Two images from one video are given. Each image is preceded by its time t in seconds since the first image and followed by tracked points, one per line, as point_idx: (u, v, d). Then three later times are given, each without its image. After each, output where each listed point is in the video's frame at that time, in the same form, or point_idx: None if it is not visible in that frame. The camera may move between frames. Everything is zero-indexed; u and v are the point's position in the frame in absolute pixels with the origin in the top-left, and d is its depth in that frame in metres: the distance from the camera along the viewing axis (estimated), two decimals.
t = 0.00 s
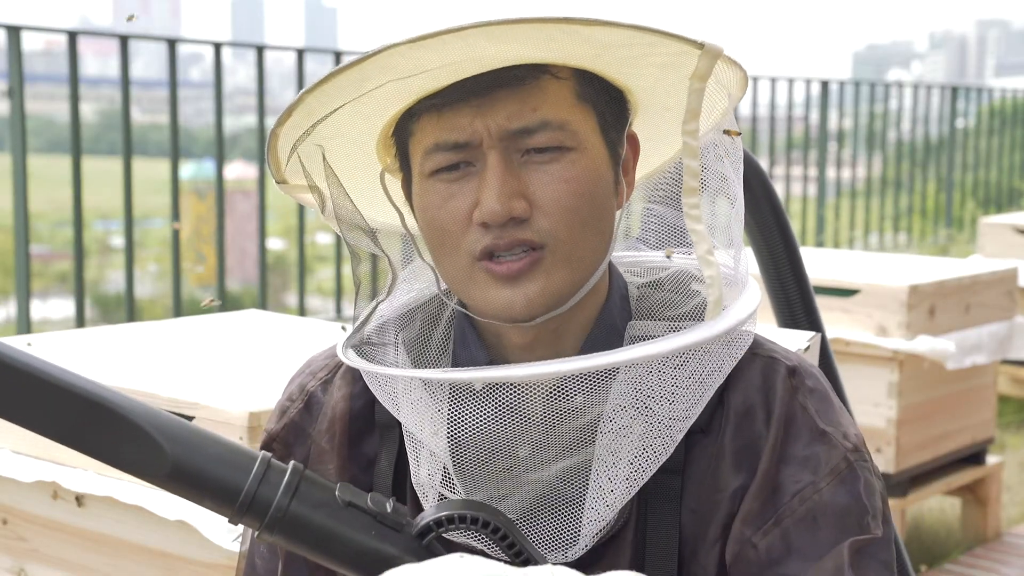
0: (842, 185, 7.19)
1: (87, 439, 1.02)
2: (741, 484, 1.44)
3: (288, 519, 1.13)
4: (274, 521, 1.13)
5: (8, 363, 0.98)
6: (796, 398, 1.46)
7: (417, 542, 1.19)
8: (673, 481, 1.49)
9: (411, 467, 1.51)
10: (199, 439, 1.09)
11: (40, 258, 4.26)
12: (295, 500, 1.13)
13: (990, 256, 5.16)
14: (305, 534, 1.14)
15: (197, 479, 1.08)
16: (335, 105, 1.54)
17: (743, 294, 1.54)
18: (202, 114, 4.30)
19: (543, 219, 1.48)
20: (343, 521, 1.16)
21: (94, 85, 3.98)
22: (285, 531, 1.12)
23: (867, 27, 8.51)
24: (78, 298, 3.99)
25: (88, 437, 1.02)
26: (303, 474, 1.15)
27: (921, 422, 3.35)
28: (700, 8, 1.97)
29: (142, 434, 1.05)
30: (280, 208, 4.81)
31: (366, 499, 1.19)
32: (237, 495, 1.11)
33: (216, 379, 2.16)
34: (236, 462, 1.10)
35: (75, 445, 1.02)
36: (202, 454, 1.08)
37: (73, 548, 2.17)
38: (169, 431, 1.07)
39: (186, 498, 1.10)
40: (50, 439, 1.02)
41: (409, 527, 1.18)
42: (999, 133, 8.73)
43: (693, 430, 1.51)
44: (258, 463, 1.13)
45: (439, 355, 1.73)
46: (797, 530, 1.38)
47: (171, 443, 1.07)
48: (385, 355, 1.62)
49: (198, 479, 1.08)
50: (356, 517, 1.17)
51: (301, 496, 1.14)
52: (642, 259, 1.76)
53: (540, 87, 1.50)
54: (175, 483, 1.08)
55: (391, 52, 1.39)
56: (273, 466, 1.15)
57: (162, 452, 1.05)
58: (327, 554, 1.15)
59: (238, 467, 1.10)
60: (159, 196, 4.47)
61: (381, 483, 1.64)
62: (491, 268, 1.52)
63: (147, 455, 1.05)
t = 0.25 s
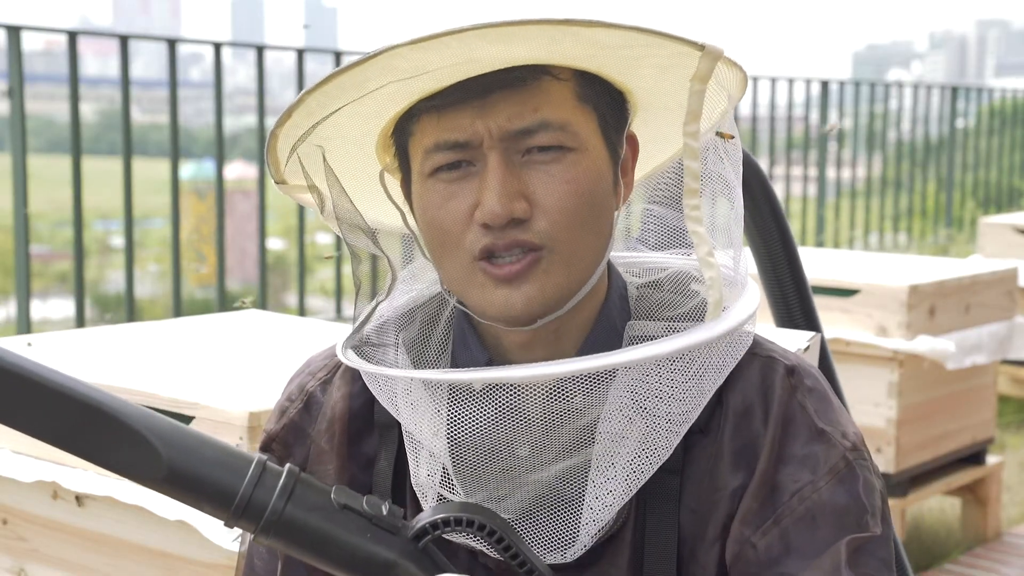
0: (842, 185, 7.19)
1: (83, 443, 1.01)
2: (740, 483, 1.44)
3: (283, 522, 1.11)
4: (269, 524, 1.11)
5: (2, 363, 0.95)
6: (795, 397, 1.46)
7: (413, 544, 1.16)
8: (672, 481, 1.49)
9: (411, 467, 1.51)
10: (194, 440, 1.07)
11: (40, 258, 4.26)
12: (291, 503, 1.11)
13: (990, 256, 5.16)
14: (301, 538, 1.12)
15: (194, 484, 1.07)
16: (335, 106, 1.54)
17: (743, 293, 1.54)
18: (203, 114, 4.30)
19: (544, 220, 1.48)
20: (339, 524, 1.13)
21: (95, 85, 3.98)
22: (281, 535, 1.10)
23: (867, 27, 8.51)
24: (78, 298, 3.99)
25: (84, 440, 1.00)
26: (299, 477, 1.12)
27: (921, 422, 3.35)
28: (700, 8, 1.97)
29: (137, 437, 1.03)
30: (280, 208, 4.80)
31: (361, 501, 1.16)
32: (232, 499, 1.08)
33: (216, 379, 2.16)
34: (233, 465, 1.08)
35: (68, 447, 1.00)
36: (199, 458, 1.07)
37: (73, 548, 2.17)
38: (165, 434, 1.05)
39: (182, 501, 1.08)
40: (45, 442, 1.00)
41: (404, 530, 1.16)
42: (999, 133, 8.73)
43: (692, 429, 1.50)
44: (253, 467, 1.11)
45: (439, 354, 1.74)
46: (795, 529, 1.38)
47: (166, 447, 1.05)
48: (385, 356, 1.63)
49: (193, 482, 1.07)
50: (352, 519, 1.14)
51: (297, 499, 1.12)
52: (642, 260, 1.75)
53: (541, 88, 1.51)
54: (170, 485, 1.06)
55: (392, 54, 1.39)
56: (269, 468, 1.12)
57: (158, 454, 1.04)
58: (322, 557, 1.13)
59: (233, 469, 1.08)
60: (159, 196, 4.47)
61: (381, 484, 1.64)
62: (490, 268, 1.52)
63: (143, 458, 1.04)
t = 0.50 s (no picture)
0: (842, 185, 7.19)
1: (85, 442, 0.98)
2: (740, 483, 1.44)
3: (287, 520, 1.09)
4: (272, 523, 1.08)
5: None
6: (795, 397, 1.46)
7: (416, 543, 1.15)
8: (672, 481, 1.49)
9: (412, 467, 1.51)
10: (197, 439, 1.04)
11: (40, 258, 4.25)
12: (294, 502, 1.09)
13: (990, 256, 5.16)
14: (305, 537, 1.10)
15: (195, 482, 1.04)
16: (335, 106, 1.54)
17: (745, 292, 1.54)
18: (202, 114, 4.30)
19: (544, 220, 1.48)
20: (343, 522, 1.12)
21: (95, 85, 3.98)
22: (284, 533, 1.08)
23: (867, 27, 8.50)
24: (78, 298, 3.99)
25: (86, 439, 0.97)
26: (302, 475, 1.11)
27: (921, 422, 3.35)
28: (699, 8, 1.97)
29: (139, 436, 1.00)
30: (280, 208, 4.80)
31: (363, 499, 1.15)
32: (236, 496, 1.06)
33: (216, 379, 2.16)
34: (235, 463, 1.06)
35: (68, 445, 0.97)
36: (201, 456, 1.04)
37: (73, 548, 2.17)
38: (165, 431, 1.02)
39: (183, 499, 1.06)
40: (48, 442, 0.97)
41: (407, 528, 1.15)
42: (999, 133, 8.74)
43: (692, 429, 1.50)
44: (255, 465, 1.08)
45: (439, 354, 1.75)
46: (794, 529, 1.38)
47: (167, 444, 1.02)
48: (385, 356, 1.63)
49: (196, 480, 1.04)
50: (354, 517, 1.13)
51: (299, 498, 1.10)
52: (642, 259, 1.75)
53: (540, 86, 1.51)
54: (173, 483, 1.03)
55: (392, 53, 1.38)
56: (271, 466, 1.10)
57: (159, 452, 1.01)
58: (326, 556, 1.11)
59: (234, 467, 1.06)
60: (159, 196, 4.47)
61: (381, 484, 1.64)
62: (491, 268, 1.52)
63: (144, 457, 1.01)
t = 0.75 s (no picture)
0: (842, 185, 7.20)
1: (83, 446, 0.99)
2: (740, 485, 1.44)
3: (285, 524, 1.08)
4: (270, 527, 1.08)
5: None
6: (795, 399, 1.46)
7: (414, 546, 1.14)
8: (672, 483, 1.49)
9: (412, 468, 1.51)
10: (194, 443, 1.05)
11: (40, 258, 4.25)
12: (292, 506, 1.09)
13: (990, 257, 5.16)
14: (303, 542, 1.10)
15: (192, 485, 1.04)
16: (335, 107, 1.54)
17: (746, 293, 1.54)
18: (202, 114, 4.30)
19: (545, 222, 1.48)
20: (340, 526, 1.11)
21: (95, 85, 3.98)
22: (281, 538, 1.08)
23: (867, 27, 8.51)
24: (78, 298, 3.99)
25: (84, 444, 0.99)
26: (299, 479, 1.10)
27: (921, 422, 3.35)
28: (700, 8, 1.97)
29: (136, 441, 1.01)
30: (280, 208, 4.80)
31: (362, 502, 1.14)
32: (232, 500, 1.06)
33: (216, 379, 2.16)
34: (231, 466, 1.06)
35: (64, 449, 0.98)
36: (196, 459, 1.04)
37: (73, 548, 2.17)
38: (161, 435, 1.03)
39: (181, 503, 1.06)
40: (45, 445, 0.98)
41: (405, 532, 1.14)
42: (999, 133, 8.74)
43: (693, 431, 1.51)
44: (253, 469, 1.08)
45: (440, 355, 1.75)
46: (794, 531, 1.38)
47: (163, 447, 1.03)
48: (386, 357, 1.63)
49: (193, 485, 1.05)
50: (352, 521, 1.12)
51: (297, 501, 1.09)
52: (643, 259, 1.76)
53: (541, 87, 1.51)
54: (170, 488, 1.04)
55: (392, 54, 1.38)
56: (269, 470, 1.09)
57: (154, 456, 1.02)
58: (324, 560, 1.10)
59: (231, 472, 1.06)
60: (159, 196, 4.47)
61: (382, 484, 1.64)
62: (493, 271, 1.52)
63: (140, 459, 1.01)
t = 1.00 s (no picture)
0: (842, 185, 7.20)
1: (81, 448, 0.98)
2: (741, 485, 1.44)
3: (283, 526, 1.09)
4: (269, 529, 1.09)
5: None
6: (795, 399, 1.46)
7: (413, 548, 1.15)
8: (673, 483, 1.49)
9: (413, 469, 1.51)
10: (194, 446, 1.05)
11: (40, 258, 4.24)
12: (291, 508, 1.09)
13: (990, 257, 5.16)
14: (302, 544, 1.10)
15: (192, 488, 1.04)
16: (336, 108, 1.54)
17: (747, 294, 1.54)
18: (202, 114, 4.30)
19: (544, 223, 1.48)
20: (339, 528, 1.11)
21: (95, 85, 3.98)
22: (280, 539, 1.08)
23: (867, 27, 8.51)
24: (78, 298, 3.99)
25: (83, 446, 0.98)
26: (298, 482, 1.11)
27: (921, 422, 3.35)
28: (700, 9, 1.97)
29: (136, 443, 1.00)
30: (281, 208, 4.80)
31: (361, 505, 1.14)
32: (233, 503, 1.06)
33: (216, 379, 2.16)
34: (231, 469, 1.06)
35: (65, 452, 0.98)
36: (196, 462, 1.04)
37: (74, 548, 2.17)
38: (161, 438, 1.02)
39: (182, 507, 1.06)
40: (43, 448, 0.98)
41: (405, 535, 1.15)
42: (999, 133, 8.73)
43: (692, 431, 1.51)
44: (252, 471, 1.08)
45: (440, 356, 1.75)
46: (794, 532, 1.38)
47: (163, 450, 1.02)
48: (386, 358, 1.64)
49: (193, 487, 1.04)
50: (351, 524, 1.12)
51: (297, 504, 1.10)
52: (645, 260, 1.76)
53: (541, 88, 1.50)
54: (170, 491, 1.04)
55: (392, 56, 1.38)
56: (268, 472, 1.10)
57: (154, 459, 1.01)
58: (324, 562, 1.11)
59: (231, 474, 1.06)
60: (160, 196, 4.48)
61: (382, 484, 1.64)
62: (493, 272, 1.52)
63: (139, 462, 1.01)
